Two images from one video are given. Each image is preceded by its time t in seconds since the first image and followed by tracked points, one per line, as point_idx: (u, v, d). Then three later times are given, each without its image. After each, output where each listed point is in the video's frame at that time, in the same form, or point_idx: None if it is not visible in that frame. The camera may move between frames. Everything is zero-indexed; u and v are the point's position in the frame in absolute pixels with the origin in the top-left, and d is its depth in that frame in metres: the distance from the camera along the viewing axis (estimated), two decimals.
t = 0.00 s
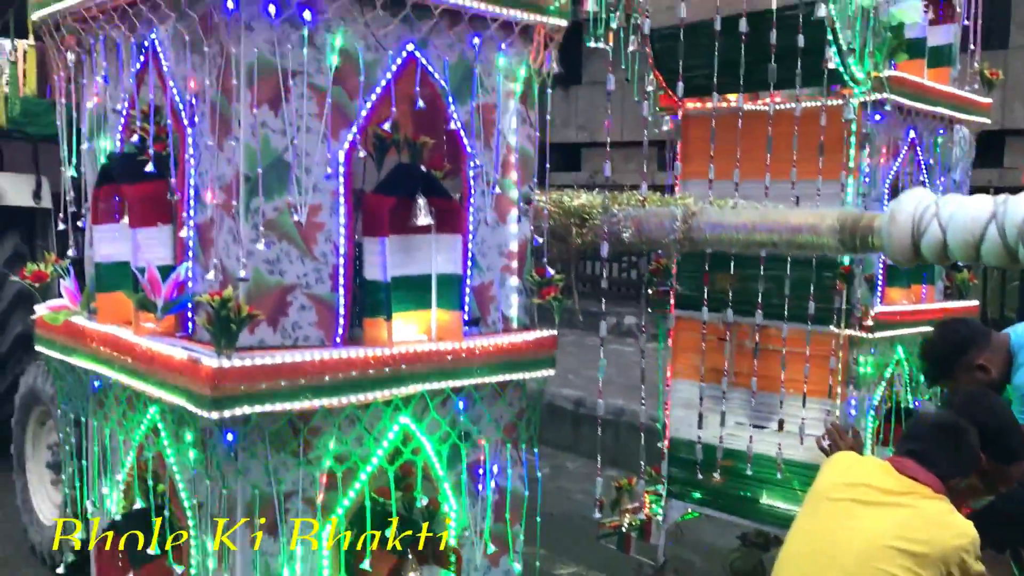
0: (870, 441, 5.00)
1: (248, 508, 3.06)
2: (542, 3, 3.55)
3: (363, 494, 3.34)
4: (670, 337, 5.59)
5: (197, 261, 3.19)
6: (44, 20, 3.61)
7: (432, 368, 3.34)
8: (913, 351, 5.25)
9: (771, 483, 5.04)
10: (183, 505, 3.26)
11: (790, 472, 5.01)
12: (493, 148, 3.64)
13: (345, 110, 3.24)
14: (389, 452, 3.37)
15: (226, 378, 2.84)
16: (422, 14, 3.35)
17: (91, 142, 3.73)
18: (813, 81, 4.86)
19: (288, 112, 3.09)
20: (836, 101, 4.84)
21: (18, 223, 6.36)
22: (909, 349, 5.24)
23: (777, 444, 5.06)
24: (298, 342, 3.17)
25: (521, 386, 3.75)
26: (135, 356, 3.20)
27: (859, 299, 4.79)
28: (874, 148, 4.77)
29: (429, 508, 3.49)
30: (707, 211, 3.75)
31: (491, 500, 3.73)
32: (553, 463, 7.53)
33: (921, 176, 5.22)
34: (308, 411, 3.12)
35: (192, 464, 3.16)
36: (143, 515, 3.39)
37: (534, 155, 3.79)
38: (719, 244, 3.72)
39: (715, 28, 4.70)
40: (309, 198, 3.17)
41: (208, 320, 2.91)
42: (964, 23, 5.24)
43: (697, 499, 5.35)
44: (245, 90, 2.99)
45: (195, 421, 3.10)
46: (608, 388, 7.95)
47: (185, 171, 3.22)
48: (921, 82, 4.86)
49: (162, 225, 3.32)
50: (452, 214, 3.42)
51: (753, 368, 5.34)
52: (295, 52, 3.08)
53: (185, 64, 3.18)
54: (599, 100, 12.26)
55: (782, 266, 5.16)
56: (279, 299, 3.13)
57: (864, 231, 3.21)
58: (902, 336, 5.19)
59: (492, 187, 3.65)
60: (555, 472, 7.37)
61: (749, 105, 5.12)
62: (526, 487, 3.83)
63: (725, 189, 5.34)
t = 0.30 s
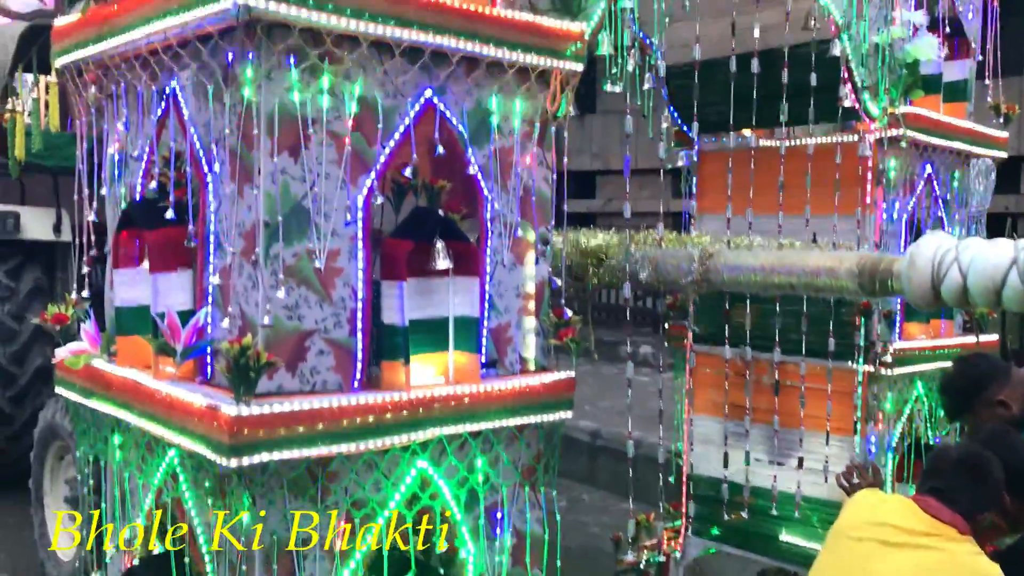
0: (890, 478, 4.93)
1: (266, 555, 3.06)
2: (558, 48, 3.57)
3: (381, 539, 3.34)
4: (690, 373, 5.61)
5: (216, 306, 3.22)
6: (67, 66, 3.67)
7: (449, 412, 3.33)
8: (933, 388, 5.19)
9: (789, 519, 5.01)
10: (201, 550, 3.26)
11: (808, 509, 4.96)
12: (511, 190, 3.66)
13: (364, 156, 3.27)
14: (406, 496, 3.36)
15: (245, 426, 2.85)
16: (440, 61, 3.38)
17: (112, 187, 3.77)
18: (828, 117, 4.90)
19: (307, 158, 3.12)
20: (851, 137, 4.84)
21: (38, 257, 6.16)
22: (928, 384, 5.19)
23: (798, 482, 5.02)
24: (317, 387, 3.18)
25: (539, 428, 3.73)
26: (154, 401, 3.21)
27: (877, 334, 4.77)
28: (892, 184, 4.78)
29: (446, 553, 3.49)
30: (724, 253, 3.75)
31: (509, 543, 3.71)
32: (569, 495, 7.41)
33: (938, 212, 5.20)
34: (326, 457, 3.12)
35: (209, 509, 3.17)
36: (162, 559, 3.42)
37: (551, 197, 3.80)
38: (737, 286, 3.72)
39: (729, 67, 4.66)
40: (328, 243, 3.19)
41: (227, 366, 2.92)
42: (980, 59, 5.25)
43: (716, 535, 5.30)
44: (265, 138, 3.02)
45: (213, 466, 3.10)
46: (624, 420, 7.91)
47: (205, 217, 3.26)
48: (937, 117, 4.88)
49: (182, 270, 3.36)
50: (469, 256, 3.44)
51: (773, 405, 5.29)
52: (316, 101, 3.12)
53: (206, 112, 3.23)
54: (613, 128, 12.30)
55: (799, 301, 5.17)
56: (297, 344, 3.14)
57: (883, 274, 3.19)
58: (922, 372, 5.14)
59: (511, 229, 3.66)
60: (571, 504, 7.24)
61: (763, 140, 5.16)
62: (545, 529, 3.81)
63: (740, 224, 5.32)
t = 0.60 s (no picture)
0: (898, 509, 4.87)
1: None
2: (561, 83, 3.59)
3: None
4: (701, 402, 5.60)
5: (218, 343, 3.20)
6: (72, 102, 3.69)
7: (451, 449, 3.30)
8: (940, 419, 5.15)
9: (796, 550, 5.03)
10: None
11: (816, 539, 4.98)
12: (514, 225, 3.65)
13: (366, 192, 3.27)
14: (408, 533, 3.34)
15: (246, 465, 2.82)
16: (443, 97, 3.39)
17: (115, 222, 3.78)
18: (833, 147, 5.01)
19: (311, 195, 3.12)
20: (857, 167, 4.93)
21: (42, 285, 5.94)
22: (935, 414, 5.15)
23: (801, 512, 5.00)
24: (319, 424, 3.16)
25: (543, 464, 3.71)
26: (156, 439, 3.19)
27: (882, 365, 4.75)
28: (893, 213, 4.80)
29: None
30: (728, 286, 3.73)
31: None
32: (574, 524, 7.31)
33: (942, 242, 5.19)
34: (328, 496, 3.10)
35: (209, 549, 3.14)
36: None
37: (554, 231, 3.80)
38: (742, 320, 3.69)
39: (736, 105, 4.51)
40: (330, 280, 3.18)
41: (229, 406, 2.90)
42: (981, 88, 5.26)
43: (722, 565, 5.33)
44: (268, 176, 3.03)
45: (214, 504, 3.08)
46: (629, 447, 7.85)
47: (208, 254, 3.26)
48: (941, 147, 4.87)
49: (184, 306, 3.37)
50: (472, 291, 3.43)
51: (783, 435, 5.25)
52: (320, 138, 3.13)
53: (210, 150, 3.23)
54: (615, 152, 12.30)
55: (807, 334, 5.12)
56: (299, 382, 3.12)
57: (889, 310, 3.18)
58: (928, 401, 5.10)
59: (514, 263, 3.65)
60: (576, 533, 7.14)
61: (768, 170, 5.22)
62: (549, 565, 3.77)
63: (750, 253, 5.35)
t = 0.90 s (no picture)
0: (899, 536, 4.84)
1: None
2: (557, 116, 3.60)
3: None
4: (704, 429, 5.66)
5: (213, 381, 3.19)
6: (67, 135, 3.69)
7: (448, 485, 3.28)
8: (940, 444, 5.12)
9: None
10: None
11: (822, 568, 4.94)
12: (510, 257, 3.64)
13: (362, 228, 3.26)
14: (405, 570, 3.32)
15: (240, 507, 2.79)
16: (438, 132, 3.39)
17: (109, 257, 3.77)
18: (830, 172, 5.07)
19: (306, 232, 3.11)
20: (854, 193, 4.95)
21: (41, 309, 5.78)
22: (935, 440, 5.13)
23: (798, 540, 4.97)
24: (314, 462, 3.14)
25: (540, 497, 3.69)
26: (150, 477, 3.17)
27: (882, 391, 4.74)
28: (891, 238, 4.83)
29: None
30: (725, 318, 3.72)
31: None
32: (574, 548, 7.26)
33: (941, 266, 5.18)
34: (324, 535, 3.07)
35: None
36: None
37: (551, 262, 3.79)
38: (740, 352, 3.67)
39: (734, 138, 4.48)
40: (326, 317, 3.17)
41: (223, 446, 2.87)
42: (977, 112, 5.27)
43: None
44: (263, 214, 3.01)
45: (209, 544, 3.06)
46: (629, 470, 7.81)
47: (202, 290, 3.24)
48: (938, 171, 4.87)
49: (179, 342, 3.36)
50: (469, 325, 3.42)
51: (790, 462, 5.35)
52: (315, 174, 3.12)
53: (204, 187, 3.23)
54: (614, 171, 12.30)
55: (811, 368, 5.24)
56: (294, 420, 3.10)
57: (887, 344, 3.15)
58: (928, 427, 5.08)
59: (511, 296, 3.64)
60: (576, 557, 7.09)
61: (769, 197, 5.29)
62: None
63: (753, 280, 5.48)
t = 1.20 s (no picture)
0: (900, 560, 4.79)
1: None
2: (549, 143, 3.59)
3: None
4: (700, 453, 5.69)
5: (204, 416, 3.16)
6: (56, 167, 3.66)
7: (443, 518, 3.25)
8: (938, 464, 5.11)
9: None
10: None
11: None
12: (504, 286, 3.61)
13: (354, 260, 3.24)
14: None
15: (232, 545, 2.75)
16: (430, 162, 3.37)
17: (100, 291, 3.74)
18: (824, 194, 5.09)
19: (297, 265, 3.09)
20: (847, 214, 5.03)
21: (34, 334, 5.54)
22: (933, 460, 5.10)
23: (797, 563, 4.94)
24: (307, 497, 3.10)
25: (536, 528, 3.65)
26: (141, 514, 3.14)
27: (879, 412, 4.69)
28: (886, 260, 4.81)
29: None
30: (720, 345, 3.71)
31: None
32: (572, 570, 7.20)
33: (936, 286, 5.16)
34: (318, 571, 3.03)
35: None
36: None
37: (545, 289, 3.76)
38: (735, 379, 3.65)
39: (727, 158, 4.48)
40: (317, 350, 3.14)
41: (214, 483, 2.83)
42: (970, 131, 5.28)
43: None
44: (253, 248, 2.98)
45: None
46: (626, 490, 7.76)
47: (193, 325, 3.21)
48: (933, 193, 4.85)
49: (170, 376, 3.33)
50: (464, 355, 3.39)
51: (789, 483, 5.37)
52: (305, 207, 3.10)
53: (194, 221, 3.20)
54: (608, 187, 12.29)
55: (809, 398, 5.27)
56: (287, 454, 3.07)
57: (883, 372, 3.11)
58: (926, 448, 5.04)
59: (505, 325, 3.61)
60: None
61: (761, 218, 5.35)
62: None
63: (747, 302, 5.54)
